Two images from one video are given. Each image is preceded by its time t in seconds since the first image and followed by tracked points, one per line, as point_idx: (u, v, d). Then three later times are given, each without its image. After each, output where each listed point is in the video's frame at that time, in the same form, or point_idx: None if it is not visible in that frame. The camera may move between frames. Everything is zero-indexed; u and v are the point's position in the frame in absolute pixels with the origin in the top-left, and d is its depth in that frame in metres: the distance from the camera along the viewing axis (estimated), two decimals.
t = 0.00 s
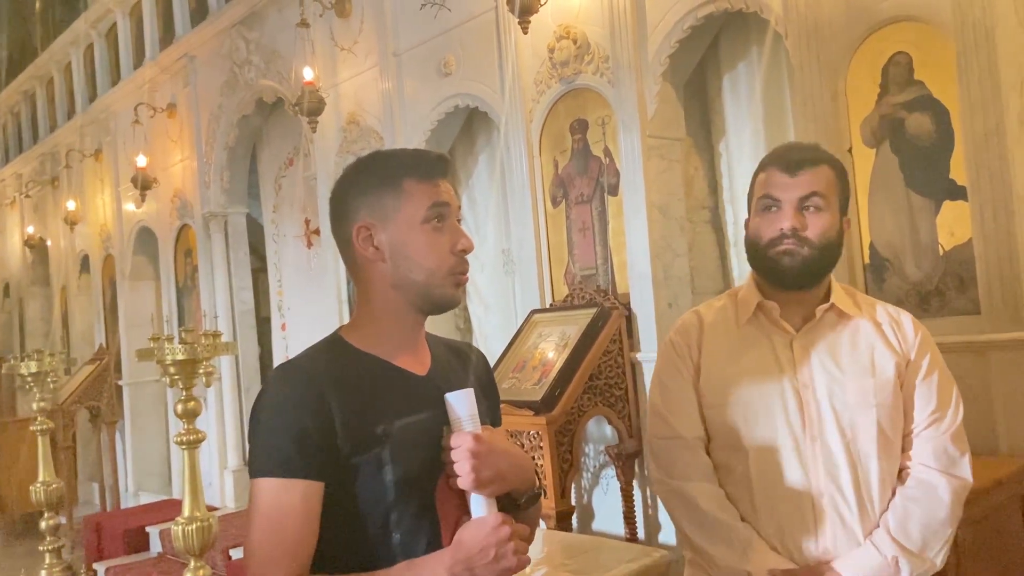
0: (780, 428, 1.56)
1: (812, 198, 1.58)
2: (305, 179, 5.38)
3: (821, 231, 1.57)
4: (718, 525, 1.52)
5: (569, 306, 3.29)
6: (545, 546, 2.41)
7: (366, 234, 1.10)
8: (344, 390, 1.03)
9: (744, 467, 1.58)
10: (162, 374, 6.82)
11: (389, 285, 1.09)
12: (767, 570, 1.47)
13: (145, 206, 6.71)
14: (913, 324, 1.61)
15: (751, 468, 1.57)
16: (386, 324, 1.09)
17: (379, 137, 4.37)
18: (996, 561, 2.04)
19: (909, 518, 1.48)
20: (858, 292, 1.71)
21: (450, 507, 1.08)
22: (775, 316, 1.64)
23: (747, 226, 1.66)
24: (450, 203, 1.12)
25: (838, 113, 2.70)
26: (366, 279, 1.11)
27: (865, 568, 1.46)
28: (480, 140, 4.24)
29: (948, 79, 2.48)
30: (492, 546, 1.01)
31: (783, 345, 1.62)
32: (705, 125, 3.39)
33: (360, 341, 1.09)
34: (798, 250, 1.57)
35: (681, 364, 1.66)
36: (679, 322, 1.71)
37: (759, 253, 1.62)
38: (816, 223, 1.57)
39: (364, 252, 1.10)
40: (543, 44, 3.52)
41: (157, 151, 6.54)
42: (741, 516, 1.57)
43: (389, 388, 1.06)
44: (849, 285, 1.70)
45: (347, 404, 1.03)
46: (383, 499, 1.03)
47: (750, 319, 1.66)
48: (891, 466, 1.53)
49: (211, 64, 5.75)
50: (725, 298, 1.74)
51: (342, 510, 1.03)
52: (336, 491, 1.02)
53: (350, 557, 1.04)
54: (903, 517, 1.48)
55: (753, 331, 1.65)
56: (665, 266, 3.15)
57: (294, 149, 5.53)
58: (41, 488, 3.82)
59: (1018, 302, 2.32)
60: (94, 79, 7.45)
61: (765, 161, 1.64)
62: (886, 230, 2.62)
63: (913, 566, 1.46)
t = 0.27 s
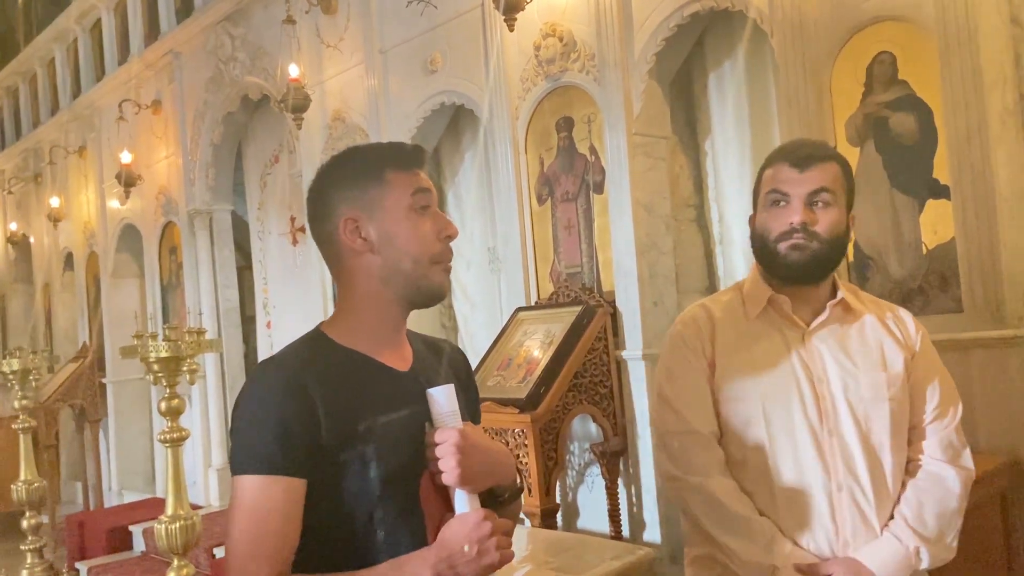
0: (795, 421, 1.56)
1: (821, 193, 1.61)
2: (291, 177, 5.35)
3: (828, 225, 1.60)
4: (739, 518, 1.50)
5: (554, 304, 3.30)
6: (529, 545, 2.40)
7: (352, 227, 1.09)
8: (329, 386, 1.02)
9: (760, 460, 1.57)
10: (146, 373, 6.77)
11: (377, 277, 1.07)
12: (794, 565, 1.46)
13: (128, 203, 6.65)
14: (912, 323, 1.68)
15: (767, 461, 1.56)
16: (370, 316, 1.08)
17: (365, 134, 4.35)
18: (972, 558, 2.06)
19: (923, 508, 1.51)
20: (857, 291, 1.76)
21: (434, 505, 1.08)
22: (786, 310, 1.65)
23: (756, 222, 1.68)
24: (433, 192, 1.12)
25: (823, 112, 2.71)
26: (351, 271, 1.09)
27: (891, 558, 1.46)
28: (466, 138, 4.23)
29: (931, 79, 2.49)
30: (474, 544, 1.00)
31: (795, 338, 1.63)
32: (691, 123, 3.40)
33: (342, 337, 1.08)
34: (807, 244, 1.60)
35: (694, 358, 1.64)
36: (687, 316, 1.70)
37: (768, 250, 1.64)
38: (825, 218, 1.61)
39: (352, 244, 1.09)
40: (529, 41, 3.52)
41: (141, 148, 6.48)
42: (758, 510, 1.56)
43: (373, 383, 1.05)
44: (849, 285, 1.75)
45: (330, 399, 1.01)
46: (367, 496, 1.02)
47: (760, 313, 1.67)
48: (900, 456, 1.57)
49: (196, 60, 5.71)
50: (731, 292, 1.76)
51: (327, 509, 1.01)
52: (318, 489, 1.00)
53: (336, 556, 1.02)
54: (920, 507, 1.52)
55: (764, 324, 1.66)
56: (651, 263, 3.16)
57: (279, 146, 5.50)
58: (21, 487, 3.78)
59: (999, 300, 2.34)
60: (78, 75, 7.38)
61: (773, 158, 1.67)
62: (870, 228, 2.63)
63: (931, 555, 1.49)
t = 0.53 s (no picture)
0: (798, 411, 1.59)
1: (815, 187, 1.63)
2: (272, 171, 5.32)
3: (822, 219, 1.62)
4: (749, 508, 1.52)
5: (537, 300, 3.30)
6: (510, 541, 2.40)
7: (354, 218, 1.04)
8: (316, 384, 1.01)
9: (763, 450, 1.59)
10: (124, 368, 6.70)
11: (369, 271, 1.04)
12: (806, 554, 1.48)
13: (107, 196, 6.58)
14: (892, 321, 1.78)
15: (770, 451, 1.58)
16: (355, 312, 1.06)
17: (348, 128, 4.32)
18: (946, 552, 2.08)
19: (918, 497, 1.58)
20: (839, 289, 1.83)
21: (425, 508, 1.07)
22: (784, 303, 1.68)
23: (749, 215, 1.70)
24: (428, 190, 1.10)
25: (805, 109, 2.72)
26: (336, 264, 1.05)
27: (896, 545, 1.51)
28: (449, 133, 4.22)
29: (912, 78, 2.51)
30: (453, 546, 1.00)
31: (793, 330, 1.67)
32: (673, 120, 3.40)
33: (327, 334, 1.05)
34: (802, 237, 1.62)
35: (697, 349, 1.64)
36: (685, 307, 1.70)
37: (762, 242, 1.67)
38: (820, 212, 1.63)
39: (351, 237, 1.04)
40: (512, 36, 3.51)
41: (120, 140, 6.41)
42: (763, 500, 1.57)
43: (360, 379, 1.04)
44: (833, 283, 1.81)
45: (318, 393, 1.00)
46: (356, 493, 1.01)
47: (758, 306, 1.69)
48: (891, 444, 1.64)
49: (176, 53, 5.66)
50: (724, 282, 1.77)
51: (317, 510, 1.00)
52: (308, 484, 0.99)
53: (327, 555, 1.01)
54: (916, 496, 1.58)
55: (762, 316, 1.68)
56: (633, 260, 3.17)
57: (260, 140, 5.46)
58: None
59: (976, 298, 2.38)
60: (56, 66, 7.28)
61: (765, 153, 1.68)
62: (850, 225, 2.64)
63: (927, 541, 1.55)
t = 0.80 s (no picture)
0: (788, 405, 1.60)
1: (795, 180, 1.68)
2: (252, 163, 5.27)
3: (800, 210, 1.66)
4: (744, 499, 1.51)
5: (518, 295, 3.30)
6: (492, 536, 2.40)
7: (343, 215, 1.03)
8: (306, 380, 0.98)
9: (754, 443, 1.59)
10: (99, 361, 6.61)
11: (358, 271, 1.03)
12: (800, 546, 1.48)
13: (82, 187, 6.48)
14: (868, 324, 1.82)
15: (761, 444, 1.58)
16: (343, 312, 1.04)
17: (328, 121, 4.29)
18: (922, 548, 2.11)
19: (900, 490, 1.62)
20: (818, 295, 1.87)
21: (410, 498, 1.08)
22: (770, 301, 1.70)
23: (732, 211, 1.74)
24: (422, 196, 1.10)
25: (787, 108, 2.73)
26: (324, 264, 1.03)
27: (885, 536, 1.53)
28: (432, 127, 4.20)
29: (892, 78, 2.54)
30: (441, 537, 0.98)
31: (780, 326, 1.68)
32: (655, 116, 3.41)
33: (314, 331, 1.03)
34: (780, 225, 1.64)
35: (686, 342, 1.64)
36: (672, 302, 1.71)
37: (741, 230, 1.70)
38: (797, 206, 1.67)
39: (340, 234, 1.03)
40: (495, 31, 3.50)
41: (95, 131, 6.31)
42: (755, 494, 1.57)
43: (348, 376, 1.02)
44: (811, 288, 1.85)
45: (310, 389, 0.98)
46: (346, 491, 1.00)
47: (745, 303, 1.71)
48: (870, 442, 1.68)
49: (153, 42, 5.58)
50: (709, 280, 1.79)
51: (308, 510, 0.97)
52: (296, 483, 0.96)
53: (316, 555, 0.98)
54: (899, 490, 1.62)
55: (749, 312, 1.70)
56: (615, 257, 3.17)
57: (239, 132, 5.40)
58: None
59: (953, 296, 2.41)
60: (31, 55, 7.17)
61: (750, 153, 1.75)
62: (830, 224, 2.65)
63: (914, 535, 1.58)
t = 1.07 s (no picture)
0: (771, 406, 1.59)
1: (782, 180, 1.67)
2: (234, 155, 5.20)
3: (786, 209, 1.65)
4: (721, 498, 1.51)
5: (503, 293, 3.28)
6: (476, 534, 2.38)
7: (337, 212, 1.00)
8: (297, 378, 0.96)
9: (735, 443, 1.58)
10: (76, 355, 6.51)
11: (350, 270, 1.00)
12: (775, 547, 1.48)
13: (59, 178, 6.37)
14: (856, 327, 1.81)
15: (742, 444, 1.57)
16: (335, 308, 1.01)
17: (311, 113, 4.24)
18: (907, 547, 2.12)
19: (882, 494, 1.61)
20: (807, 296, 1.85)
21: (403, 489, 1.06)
22: (757, 300, 1.68)
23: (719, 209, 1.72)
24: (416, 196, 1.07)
25: (775, 105, 2.72)
26: (314, 259, 1.00)
27: (863, 540, 1.52)
28: (416, 120, 4.16)
29: (880, 77, 2.53)
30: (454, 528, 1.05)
31: (765, 326, 1.67)
32: (642, 112, 3.39)
33: (305, 328, 1.00)
34: (766, 223, 1.63)
35: (671, 338, 1.63)
36: (659, 296, 1.69)
37: (727, 228, 1.68)
38: (784, 204, 1.66)
39: (333, 231, 0.99)
40: (482, 25, 3.48)
41: (73, 120, 6.21)
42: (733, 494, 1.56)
43: (338, 374, 1.00)
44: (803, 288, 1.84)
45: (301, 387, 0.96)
46: (335, 491, 0.97)
47: (732, 300, 1.69)
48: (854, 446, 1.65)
49: (133, 31, 5.49)
50: (698, 277, 1.76)
51: (297, 509, 0.94)
52: (286, 482, 0.93)
53: (304, 556, 0.95)
54: (880, 495, 1.61)
55: (735, 310, 1.68)
56: (601, 253, 3.16)
57: (221, 123, 5.33)
58: None
59: (939, 295, 2.41)
60: (7, 42, 7.04)
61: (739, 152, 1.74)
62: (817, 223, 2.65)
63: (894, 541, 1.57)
